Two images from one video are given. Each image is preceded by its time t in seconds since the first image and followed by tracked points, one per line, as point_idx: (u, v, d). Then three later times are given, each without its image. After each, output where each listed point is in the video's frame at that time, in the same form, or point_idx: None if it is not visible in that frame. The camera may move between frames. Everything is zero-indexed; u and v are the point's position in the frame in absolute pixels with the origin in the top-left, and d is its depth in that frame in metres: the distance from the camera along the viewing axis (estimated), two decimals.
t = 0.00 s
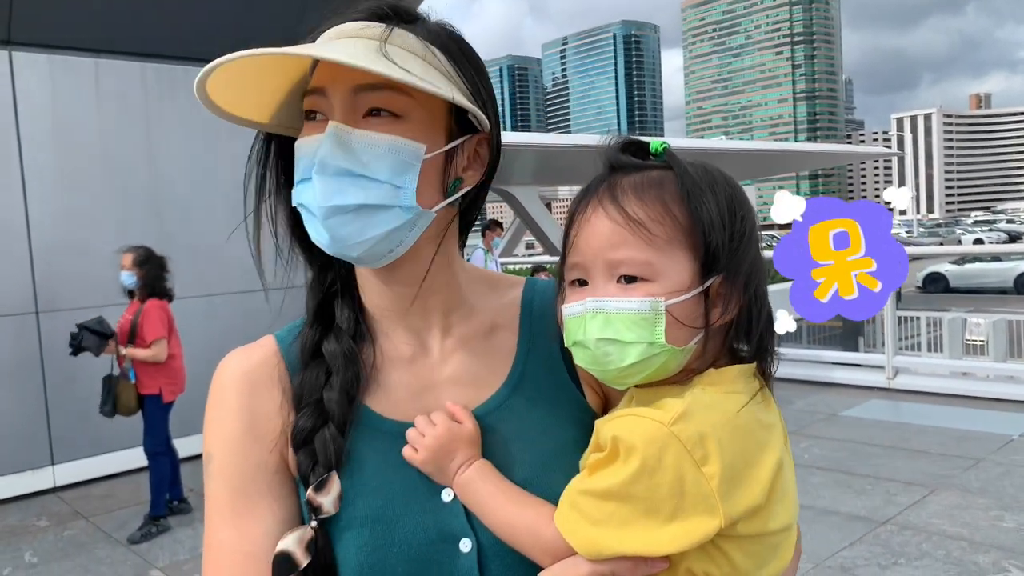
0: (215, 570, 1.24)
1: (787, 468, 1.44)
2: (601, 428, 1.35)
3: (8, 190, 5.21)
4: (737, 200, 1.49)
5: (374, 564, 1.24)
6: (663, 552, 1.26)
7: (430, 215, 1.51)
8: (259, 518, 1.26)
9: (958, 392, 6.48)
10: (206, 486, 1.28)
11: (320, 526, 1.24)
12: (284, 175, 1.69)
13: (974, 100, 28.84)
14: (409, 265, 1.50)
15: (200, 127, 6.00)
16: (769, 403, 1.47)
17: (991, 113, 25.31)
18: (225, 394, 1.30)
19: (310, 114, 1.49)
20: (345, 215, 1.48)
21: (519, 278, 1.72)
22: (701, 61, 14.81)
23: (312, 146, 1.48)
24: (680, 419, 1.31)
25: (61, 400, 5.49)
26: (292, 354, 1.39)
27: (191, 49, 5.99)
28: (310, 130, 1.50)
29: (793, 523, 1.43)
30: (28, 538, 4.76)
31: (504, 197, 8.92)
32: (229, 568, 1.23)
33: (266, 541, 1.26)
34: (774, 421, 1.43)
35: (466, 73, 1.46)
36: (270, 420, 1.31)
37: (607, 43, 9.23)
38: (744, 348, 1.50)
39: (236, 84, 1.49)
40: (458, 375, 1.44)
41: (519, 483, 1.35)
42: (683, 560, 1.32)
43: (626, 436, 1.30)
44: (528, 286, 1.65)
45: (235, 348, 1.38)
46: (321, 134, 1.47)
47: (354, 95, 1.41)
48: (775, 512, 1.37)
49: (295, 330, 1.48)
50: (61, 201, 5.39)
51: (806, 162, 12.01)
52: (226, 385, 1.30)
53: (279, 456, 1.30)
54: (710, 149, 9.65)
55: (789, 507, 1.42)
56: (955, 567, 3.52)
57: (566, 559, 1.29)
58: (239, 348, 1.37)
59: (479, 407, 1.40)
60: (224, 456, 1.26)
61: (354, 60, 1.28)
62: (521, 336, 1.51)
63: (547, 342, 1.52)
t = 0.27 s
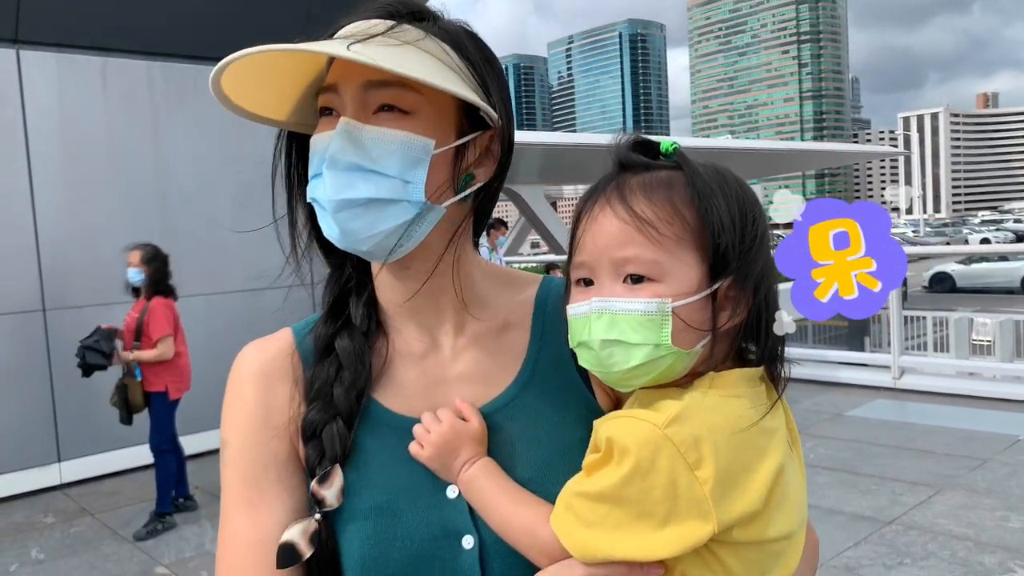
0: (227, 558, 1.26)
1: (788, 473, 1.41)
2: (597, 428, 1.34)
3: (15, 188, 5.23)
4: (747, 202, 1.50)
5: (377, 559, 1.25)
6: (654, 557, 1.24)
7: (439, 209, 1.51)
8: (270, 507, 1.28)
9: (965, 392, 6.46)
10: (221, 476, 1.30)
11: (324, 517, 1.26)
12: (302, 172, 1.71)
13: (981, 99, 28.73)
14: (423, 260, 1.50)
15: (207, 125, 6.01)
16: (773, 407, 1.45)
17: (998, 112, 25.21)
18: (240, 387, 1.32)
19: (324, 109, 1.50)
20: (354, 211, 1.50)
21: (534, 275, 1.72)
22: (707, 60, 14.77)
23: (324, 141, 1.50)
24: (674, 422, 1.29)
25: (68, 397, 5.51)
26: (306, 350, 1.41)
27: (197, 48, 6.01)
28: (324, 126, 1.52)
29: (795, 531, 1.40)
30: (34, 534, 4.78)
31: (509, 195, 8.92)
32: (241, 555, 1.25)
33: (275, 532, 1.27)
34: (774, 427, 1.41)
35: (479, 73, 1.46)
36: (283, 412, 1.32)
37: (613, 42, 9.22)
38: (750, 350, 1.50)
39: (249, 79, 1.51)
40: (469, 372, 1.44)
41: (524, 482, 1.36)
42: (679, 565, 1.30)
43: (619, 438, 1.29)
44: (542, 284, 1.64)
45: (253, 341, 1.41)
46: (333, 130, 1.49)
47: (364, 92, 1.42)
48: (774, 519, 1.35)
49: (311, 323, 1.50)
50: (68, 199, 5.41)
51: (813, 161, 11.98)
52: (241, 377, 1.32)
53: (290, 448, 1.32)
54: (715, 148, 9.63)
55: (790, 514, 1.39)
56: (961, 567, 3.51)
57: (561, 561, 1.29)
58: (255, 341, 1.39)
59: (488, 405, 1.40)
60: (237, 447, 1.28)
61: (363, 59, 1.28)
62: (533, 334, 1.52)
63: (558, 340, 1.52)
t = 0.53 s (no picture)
0: (238, 552, 1.27)
1: (790, 471, 1.40)
2: (598, 428, 1.34)
3: (20, 186, 5.24)
4: (745, 199, 1.49)
5: (383, 554, 1.25)
6: (654, 558, 1.23)
7: (453, 206, 1.52)
8: (282, 502, 1.28)
9: (969, 392, 6.44)
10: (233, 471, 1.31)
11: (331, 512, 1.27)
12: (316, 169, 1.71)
13: (986, 99, 28.68)
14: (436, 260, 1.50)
15: (211, 123, 6.01)
16: (775, 405, 1.44)
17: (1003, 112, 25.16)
18: (253, 383, 1.32)
19: (339, 107, 1.51)
20: (368, 206, 1.51)
21: (545, 275, 1.72)
22: (711, 59, 14.76)
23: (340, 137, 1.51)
24: (672, 420, 1.28)
25: (72, 394, 5.52)
26: (318, 348, 1.41)
27: (202, 46, 6.01)
28: (338, 122, 1.52)
29: (799, 530, 1.39)
30: (39, 531, 4.79)
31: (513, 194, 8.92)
32: (252, 550, 1.26)
33: (286, 526, 1.28)
34: (777, 426, 1.40)
35: (492, 71, 1.46)
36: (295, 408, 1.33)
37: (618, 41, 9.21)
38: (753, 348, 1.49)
39: (266, 74, 1.50)
40: (478, 370, 1.44)
41: (530, 481, 1.36)
42: (681, 564, 1.30)
43: (618, 438, 1.28)
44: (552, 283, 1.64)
45: (265, 337, 1.41)
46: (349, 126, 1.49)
47: (381, 90, 1.43)
48: (775, 517, 1.34)
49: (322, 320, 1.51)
50: (73, 197, 5.43)
51: (817, 160, 11.96)
52: (254, 373, 1.33)
53: (302, 444, 1.32)
54: (720, 147, 9.61)
55: (793, 513, 1.37)
56: (965, 567, 3.50)
57: (565, 561, 1.29)
58: (268, 338, 1.40)
59: (496, 403, 1.40)
60: (248, 442, 1.28)
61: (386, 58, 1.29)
62: (543, 332, 1.51)
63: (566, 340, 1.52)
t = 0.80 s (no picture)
0: (240, 549, 1.27)
1: (791, 460, 1.40)
2: (600, 420, 1.34)
3: (20, 184, 5.24)
4: (743, 195, 1.49)
5: (385, 547, 1.26)
6: (657, 547, 1.24)
7: (458, 207, 1.53)
8: (282, 500, 1.28)
9: (969, 389, 6.44)
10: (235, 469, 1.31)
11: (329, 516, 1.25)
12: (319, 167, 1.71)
13: (985, 97, 28.67)
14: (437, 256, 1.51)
15: (210, 120, 6.01)
16: (774, 397, 1.44)
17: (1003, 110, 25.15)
18: (255, 378, 1.32)
19: (346, 104, 1.51)
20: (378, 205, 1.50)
21: (546, 272, 1.72)
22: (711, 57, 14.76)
23: (349, 135, 1.50)
24: (673, 410, 1.28)
25: (73, 391, 5.53)
26: (320, 343, 1.41)
27: (201, 43, 6.00)
28: (346, 120, 1.52)
29: (800, 519, 1.39)
30: (39, 528, 4.79)
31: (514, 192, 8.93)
32: (253, 547, 1.26)
33: (286, 524, 1.28)
34: (779, 416, 1.40)
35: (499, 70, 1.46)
36: (296, 405, 1.33)
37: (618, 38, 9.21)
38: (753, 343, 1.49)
39: (277, 73, 1.51)
40: (479, 365, 1.44)
41: (531, 476, 1.36)
42: (684, 553, 1.31)
43: (620, 429, 1.28)
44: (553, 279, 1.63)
45: (267, 333, 1.41)
46: (359, 124, 1.49)
47: (391, 89, 1.43)
48: (777, 507, 1.34)
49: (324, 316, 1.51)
50: (73, 195, 5.42)
51: (817, 158, 11.96)
52: (255, 370, 1.33)
53: (303, 441, 1.32)
54: (720, 145, 9.62)
55: (794, 502, 1.37)
56: (965, 564, 3.51)
57: (569, 553, 1.29)
58: (269, 334, 1.40)
59: (499, 397, 1.40)
60: (250, 437, 1.29)
61: (401, 58, 1.30)
62: (544, 328, 1.51)
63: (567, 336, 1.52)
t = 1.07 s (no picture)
0: (233, 546, 1.26)
1: (783, 448, 1.41)
2: (597, 410, 1.34)
3: (16, 184, 5.22)
4: (738, 190, 1.49)
5: (380, 538, 1.25)
6: (654, 532, 1.24)
7: (456, 207, 1.51)
8: (276, 495, 1.28)
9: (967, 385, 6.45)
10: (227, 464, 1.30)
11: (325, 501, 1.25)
12: (310, 163, 1.70)
13: (981, 93, 28.71)
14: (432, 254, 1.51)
15: (207, 119, 5.99)
16: (767, 387, 1.45)
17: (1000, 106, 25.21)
18: (247, 376, 1.32)
19: (343, 105, 1.49)
20: (378, 206, 1.48)
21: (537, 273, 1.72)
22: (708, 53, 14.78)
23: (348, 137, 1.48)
24: (670, 398, 1.29)
25: (70, 391, 5.51)
26: (312, 341, 1.41)
27: (197, 41, 5.97)
28: (342, 121, 1.50)
29: (793, 507, 1.40)
30: (37, 528, 4.78)
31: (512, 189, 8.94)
32: (246, 543, 1.25)
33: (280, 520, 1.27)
34: (772, 405, 1.41)
35: (495, 70, 1.45)
36: (289, 400, 1.33)
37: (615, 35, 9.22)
38: (747, 335, 1.49)
39: (274, 75, 1.50)
40: (473, 361, 1.44)
41: (525, 468, 1.35)
42: (680, 540, 1.32)
43: (617, 417, 1.28)
44: (546, 279, 1.63)
45: (260, 330, 1.41)
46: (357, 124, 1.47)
47: (390, 90, 1.43)
48: (771, 493, 1.35)
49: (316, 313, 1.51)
50: (68, 194, 5.40)
51: (815, 155, 11.98)
52: (248, 366, 1.33)
53: (297, 437, 1.32)
54: (717, 141, 9.63)
55: (786, 489, 1.39)
56: (963, 560, 3.51)
57: (565, 542, 1.28)
58: (262, 331, 1.39)
59: (493, 391, 1.40)
60: (241, 433, 1.28)
61: (403, 60, 1.29)
62: (537, 324, 1.51)
63: (560, 333, 1.52)
